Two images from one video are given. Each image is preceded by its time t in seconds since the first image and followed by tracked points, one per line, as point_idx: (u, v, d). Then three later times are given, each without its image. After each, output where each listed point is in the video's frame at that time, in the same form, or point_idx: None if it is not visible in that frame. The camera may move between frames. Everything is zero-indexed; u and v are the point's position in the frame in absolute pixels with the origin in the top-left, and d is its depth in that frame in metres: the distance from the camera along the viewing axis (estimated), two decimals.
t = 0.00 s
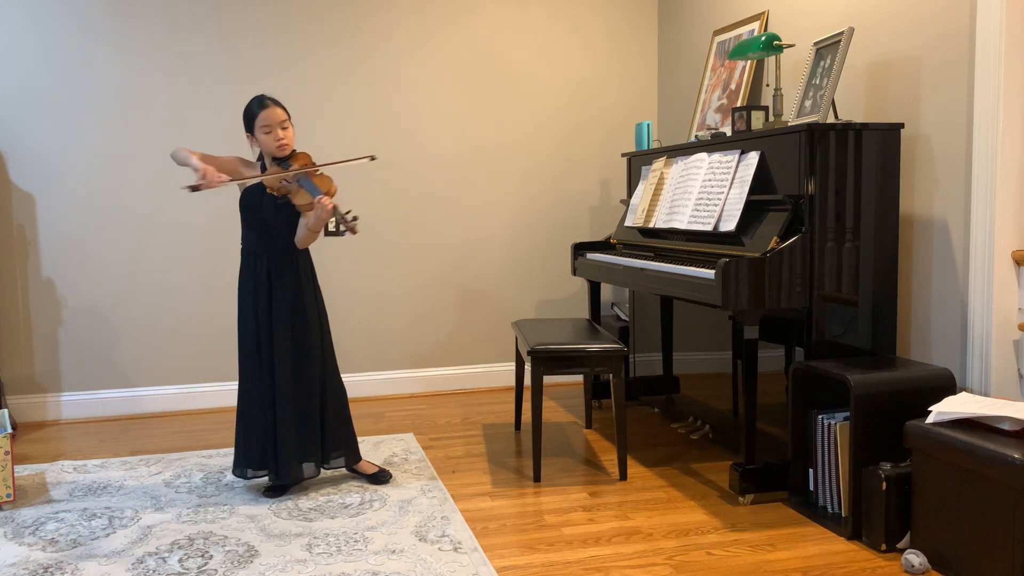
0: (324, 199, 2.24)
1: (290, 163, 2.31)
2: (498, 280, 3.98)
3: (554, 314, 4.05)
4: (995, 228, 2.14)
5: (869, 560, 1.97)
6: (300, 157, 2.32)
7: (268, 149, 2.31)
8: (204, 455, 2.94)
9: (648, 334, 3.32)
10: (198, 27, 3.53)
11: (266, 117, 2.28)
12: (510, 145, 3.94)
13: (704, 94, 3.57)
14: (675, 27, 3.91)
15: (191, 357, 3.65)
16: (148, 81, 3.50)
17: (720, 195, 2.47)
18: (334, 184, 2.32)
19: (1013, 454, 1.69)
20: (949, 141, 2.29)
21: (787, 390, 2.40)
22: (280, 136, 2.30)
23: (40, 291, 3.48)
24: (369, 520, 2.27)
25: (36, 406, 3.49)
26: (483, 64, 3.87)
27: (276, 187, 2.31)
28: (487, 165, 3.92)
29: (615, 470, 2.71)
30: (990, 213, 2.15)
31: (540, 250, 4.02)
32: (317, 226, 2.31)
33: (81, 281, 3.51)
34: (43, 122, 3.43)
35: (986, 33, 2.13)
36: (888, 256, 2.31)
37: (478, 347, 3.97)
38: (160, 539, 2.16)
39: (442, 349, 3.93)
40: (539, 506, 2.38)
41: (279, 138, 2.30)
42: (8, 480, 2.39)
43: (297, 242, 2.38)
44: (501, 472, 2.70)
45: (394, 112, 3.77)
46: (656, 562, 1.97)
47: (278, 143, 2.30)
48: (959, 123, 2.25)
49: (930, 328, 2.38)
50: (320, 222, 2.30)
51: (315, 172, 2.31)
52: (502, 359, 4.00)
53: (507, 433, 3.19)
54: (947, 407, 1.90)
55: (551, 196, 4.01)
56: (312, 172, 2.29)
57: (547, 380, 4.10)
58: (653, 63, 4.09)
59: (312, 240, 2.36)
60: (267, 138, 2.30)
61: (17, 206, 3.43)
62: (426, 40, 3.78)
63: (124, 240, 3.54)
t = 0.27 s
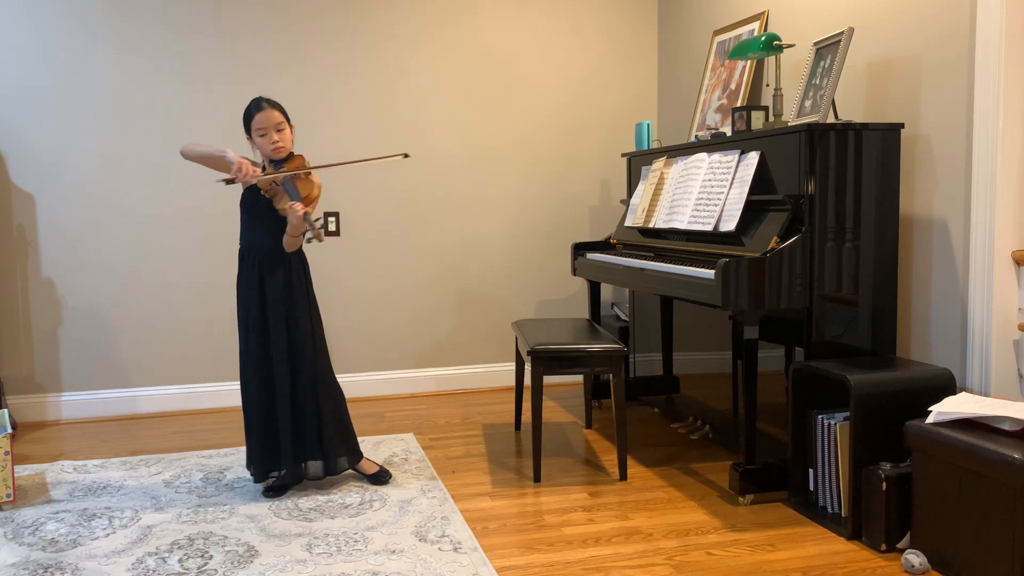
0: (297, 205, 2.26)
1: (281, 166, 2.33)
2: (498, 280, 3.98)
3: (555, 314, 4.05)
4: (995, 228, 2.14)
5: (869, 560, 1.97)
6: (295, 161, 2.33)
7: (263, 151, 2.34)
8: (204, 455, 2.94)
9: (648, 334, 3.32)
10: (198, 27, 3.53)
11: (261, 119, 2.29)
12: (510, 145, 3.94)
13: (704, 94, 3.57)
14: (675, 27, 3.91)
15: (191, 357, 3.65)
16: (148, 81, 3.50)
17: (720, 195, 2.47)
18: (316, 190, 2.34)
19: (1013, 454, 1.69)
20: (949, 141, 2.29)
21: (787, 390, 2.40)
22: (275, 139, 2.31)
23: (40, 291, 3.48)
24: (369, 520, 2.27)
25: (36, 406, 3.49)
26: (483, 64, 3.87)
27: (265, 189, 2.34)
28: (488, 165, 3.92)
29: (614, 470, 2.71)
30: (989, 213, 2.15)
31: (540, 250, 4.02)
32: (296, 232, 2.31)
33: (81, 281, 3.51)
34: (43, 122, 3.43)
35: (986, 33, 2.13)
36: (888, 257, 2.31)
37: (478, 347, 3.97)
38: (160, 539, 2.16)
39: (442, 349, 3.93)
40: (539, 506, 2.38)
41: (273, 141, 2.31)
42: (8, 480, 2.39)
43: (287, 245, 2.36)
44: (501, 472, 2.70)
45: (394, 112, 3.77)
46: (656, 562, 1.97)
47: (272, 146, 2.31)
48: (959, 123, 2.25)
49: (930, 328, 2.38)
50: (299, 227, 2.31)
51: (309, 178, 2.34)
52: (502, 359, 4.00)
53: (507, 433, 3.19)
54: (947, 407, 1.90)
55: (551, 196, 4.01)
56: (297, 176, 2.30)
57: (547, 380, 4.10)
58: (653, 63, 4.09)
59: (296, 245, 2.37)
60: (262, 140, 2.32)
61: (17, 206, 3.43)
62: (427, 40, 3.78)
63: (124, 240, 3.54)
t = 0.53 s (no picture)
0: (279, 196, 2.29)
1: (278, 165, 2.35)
2: (498, 280, 3.98)
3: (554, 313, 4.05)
4: (995, 228, 2.14)
5: (869, 560, 1.97)
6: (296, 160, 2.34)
7: (265, 150, 2.36)
8: (204, 455, 2.94)
9: (648, 334, 3.32)
10: (198, 27, 3.53)
11: (263, 119, 2.31)
12: (510, 145, 3.94)
13: (704, 94, 3.57)
14: (675, 27, 3.91)
15: (191, 357, 3.65)
16: (148, 81, 3.50)
17: (720, 195, 2.47)
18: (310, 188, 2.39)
19: (1013, 454, 1.69)
20: (949, 141, 2.29)
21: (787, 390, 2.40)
22: (275, 139, 2.33)
23: (40, 291, 3.48)
24: (369, 520, 2.27)
25: (36, 406, 3.49)
26: (483, 64, 3.87)
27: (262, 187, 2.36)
28: (488, 165, 3.92)
29: (614, 470, 2.71)
30: (989, 213, 2.15)
31: (540, 250, 4.02)
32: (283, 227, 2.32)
33: (81, 281, 3.51)
34: (43, 122, 3.43)
35: (986, 33, 2.13)
36: (888, 257, 2.31)
37: (478, 347, 3.97)
38: (160, 539, 2.16)
39: (442, 349, 3.93)
40: (539, 506, 2.38)
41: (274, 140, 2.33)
42: (8, 480, 2.39)
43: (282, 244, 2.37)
44: (501, 472, 2.70)
45: (394, 112, 3.77)
46: (656, 562, 1.97)
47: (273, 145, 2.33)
48: (960, 123, 2.25)
49: (930, 328, 2.38)
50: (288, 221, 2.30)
51: (311, 180, 2.41)
52: (502, 359, 4.00)
53: (507, 433, 3.19)
54: (947, 407, 1.91)
55: (551, 196, 4.01)
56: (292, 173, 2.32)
57: (547, 380, 4.10)
58: (653, 63, 4.09)
59: (290, 244, 2.36)
60: (263, 139, 2.34)
61: (16, 206, 3.43)
62: (427, 40, 3.78)
63: (123, 240, 3.54)
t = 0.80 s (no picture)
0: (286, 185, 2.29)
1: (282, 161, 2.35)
2: (498, 280, 3.98)
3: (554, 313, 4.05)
4: (995, 228, 2.14)
5: (869, 560, 1.97)
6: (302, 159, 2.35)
7: (271, 148, 2.37)
8: (204, 455, 2.94)
9: (648, 334, 3.32)
10: (198, 27, 3.53)
11: (274, 117, 2.32)
12: (510, 145, 3.94)
13: (704, 94, 3.57)
14: (675, 27, 3.91)
15: (191, 357, 3.65)
16: (148, 81, 3.50)
17: (720, 195, 2.47)
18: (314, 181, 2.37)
19: (1013, 454, 1.69)
20: (949, 141, 2.29)
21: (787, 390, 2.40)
22: (282, 137, 2.34)
23: (40, 291, 3.48)
24: (369, 520, 2.27)
25: (36, 406, 3.49)
26: (483, 64, 3.87)
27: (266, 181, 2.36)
28: (488, 165, 3.92)
29: (614, 470, 2.71)
30: (989, 213, 2.15)
31: (540, 250, 4.02)
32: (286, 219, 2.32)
33: (80, 281, 3.51)
34: (43, 123, 3.43)
35: (986, 33, 2.13)
36: (888, 257, 2.31)
37: (478, 347, 3.97)
38: (160, 539, 2.16)
39: (442, 350, 3.93)
40: (539, 506, 2.38)
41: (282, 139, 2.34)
42: (8, 480, 2.39)
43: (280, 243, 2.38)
44: (501, 472, 2.70)
45: (394, 112, 3.77)
46: (656, 562, 1.97)
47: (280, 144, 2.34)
48: (960, 123, 2.25)
49: (930, 327, 2.38)
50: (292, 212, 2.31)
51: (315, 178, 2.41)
52: (502, 359, 4.00)
53: (508, 433, 3.19)
54: (947, 407, 1.91)
55: (551, 196, 4.01)
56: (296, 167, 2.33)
57: (547, 380, 4.10)
58: (653, 63, 4.09)
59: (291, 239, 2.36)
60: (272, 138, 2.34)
61: (16, 206, 3.43)
62: (427, 41, 3.79)
63: (123, 240, 3.54)
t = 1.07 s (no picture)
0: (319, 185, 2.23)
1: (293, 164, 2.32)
2: (498, 281, 3.98)
3: (554, 314, 4.05)
4: (995, 228, 2.14)
5: (869, 560, 1.97)
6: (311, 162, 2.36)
7: (278, 151, 2.35)
8: (204, 455, 2.94)
9: (648, 334, 3.32)
10: (198, 27, 3.53)
11: (283, 120, 2.32)
12: (510, 145, 3.94)
13: (704, 94, 3.57)
14: (675, 27, 3.91)
15: (191, 356, 3.65)
16: (148, 81, 3.51)
17: (720, 195, 2.47)
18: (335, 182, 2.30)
19: (1012, 454, 1.69)
20: (949, 141, 2.29)
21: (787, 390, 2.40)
22: (292, 140, 2.34)
23: (41, 291, 3.48)
24: (369, 520, 2.27)
25: (36, 406, 3.49)
26: (483, 64, 3.87)
27: (276, 183, 2.32)
28: (488, 165, 3.92)
29: (614, 470, 2.71)
30: (989, 213, 2.15)
31: (540, 250, 4.02)
32: (305, 219, 2.30)
33: (81, 281, 3.51)
34: (43, 123, 3.43)
35: (986, 33, 2.13)
36: (888, 257, 2.31)
37: (478, 347, 3.97)
38: (160, 539, 2.16)
39: (442, 350, 3.93)
40: (539, 506, 2.38)
41: (291, 142, 2.34)
42: (8, 480, 2.39)
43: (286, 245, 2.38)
44: (501, 472, 2.70)
45: (394, 112, 3.77)
46: (656, 562, 1.97)
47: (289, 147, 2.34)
48: (959, 123, 2.25)
49: (930, 327, 2.38)
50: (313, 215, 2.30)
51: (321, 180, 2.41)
52: (503, 359, 4.00)
53: (508, 433, 3.19)
54: (946, 407, 1.91)
55: (551, 196, 4.01)
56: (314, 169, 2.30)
57: (547, 380, 4.10)
58: (653, 63, 4.09)
59: (301, 239, 2.35)
60: (280, 141, 2.33)
61: (16, 206, 3.43)
62: (427, 41, 3.79)
63: (123, 241, 3.54)
